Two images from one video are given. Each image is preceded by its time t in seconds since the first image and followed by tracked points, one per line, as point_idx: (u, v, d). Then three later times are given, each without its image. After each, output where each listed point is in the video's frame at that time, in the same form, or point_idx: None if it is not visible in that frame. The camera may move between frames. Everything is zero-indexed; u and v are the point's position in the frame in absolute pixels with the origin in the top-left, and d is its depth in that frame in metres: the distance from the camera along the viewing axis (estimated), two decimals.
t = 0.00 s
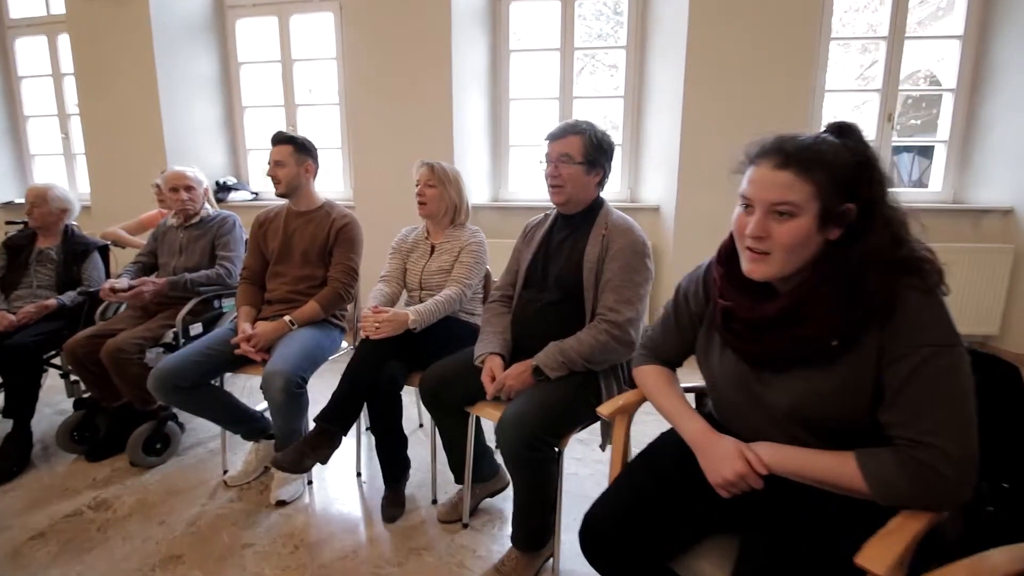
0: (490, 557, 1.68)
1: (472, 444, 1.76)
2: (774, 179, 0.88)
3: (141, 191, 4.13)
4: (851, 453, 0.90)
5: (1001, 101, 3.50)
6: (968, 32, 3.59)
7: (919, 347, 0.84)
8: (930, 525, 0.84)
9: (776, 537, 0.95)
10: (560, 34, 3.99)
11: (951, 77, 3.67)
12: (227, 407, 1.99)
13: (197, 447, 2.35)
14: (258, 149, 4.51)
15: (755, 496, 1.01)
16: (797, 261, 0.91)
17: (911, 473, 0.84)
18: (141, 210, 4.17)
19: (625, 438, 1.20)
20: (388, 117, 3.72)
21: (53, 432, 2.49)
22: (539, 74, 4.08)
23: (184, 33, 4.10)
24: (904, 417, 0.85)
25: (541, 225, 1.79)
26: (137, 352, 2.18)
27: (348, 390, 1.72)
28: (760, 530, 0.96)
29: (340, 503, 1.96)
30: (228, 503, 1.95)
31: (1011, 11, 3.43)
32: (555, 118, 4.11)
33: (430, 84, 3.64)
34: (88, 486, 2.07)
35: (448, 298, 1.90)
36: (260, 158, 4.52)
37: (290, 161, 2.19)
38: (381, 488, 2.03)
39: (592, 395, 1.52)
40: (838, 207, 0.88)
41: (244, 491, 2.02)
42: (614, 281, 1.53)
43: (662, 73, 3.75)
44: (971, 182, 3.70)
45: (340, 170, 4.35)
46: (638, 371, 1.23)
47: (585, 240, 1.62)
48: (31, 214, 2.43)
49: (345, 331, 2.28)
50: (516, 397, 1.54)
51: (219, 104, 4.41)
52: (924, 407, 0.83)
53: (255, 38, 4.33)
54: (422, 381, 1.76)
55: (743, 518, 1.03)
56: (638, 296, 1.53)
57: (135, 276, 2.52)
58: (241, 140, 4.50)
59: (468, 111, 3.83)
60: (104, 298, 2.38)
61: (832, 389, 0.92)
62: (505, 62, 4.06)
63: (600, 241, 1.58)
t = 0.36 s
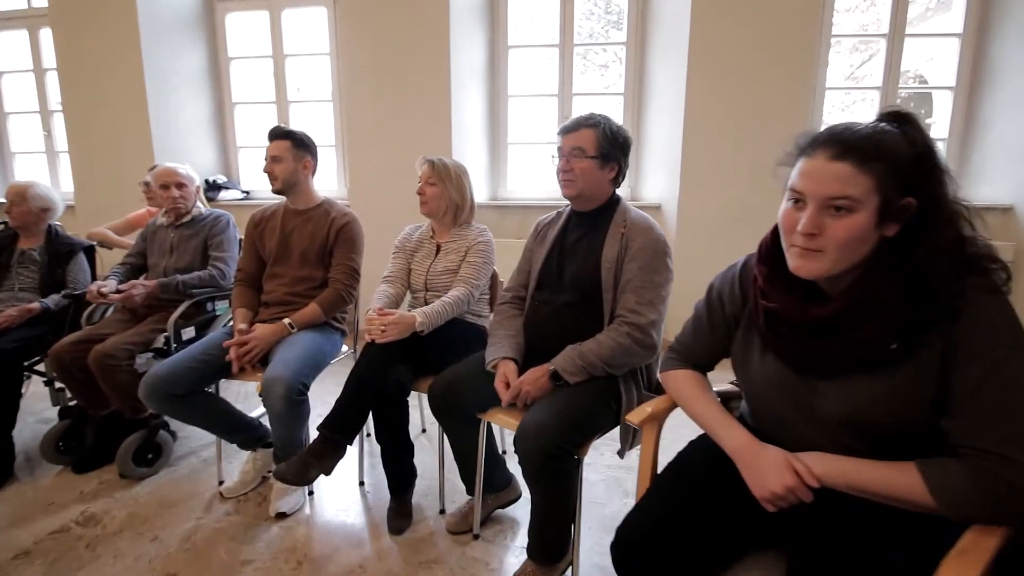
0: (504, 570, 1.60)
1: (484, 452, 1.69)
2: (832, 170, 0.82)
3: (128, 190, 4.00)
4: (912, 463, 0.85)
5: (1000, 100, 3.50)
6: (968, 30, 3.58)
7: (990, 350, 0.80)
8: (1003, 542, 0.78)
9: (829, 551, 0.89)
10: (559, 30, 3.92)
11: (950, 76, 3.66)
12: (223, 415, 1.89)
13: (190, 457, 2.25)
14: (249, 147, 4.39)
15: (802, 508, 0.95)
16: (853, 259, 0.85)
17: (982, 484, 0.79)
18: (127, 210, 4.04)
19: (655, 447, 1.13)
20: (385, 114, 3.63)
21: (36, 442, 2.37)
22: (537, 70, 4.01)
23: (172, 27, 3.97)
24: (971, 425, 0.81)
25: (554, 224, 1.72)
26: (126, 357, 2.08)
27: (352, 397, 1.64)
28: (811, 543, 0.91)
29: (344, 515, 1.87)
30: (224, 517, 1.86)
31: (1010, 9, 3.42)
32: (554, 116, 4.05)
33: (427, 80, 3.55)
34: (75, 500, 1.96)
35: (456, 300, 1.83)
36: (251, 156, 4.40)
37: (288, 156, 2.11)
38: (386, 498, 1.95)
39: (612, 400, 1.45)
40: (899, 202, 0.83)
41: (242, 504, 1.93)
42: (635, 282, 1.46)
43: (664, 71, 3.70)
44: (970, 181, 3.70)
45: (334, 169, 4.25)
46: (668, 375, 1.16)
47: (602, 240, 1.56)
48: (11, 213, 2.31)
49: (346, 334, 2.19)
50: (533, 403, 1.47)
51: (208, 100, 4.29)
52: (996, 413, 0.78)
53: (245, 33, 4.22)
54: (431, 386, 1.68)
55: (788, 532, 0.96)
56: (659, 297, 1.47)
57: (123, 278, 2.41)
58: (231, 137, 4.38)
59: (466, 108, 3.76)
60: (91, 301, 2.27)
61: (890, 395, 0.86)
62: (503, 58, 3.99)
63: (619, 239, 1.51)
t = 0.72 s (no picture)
0: None
1: (489, 460, 1.62)
2: (884, 162, 0.77)
3: (109, 188, 3.86)
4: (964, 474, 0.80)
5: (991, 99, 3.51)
6: (961, 29, 3.58)
7: None
8: None
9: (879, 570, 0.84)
10: (555, 26, 3.86)
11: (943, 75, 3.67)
12: (213, 424, 1.80)
13: (177, 467, 2.15)
14: (236, 144, 4.28)
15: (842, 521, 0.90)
16: (901, 258, 0.80)
17: None
18: (108, 209, 3.90)
19: (679, 457, 1.07)
20: (378, 111, 3.54)
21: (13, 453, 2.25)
22: (532, 67, 3.94)
23: (155, 19, 3.84)
24: None
25: (561, 222, 1.65)
26: (109, 363, 1.98)
27: (352, 403, 1.56)
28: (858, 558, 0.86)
29: (341, 527, 1.79)
30: (215, 531, 1.77)
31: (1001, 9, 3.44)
32: (549, 113, 3.99)
33: (421, 76, 3.47)
34: (55, 515, 1.85)
35: (458, 301, 1.76)
36: (238, 154, 4.29)
37: (281, 152, 2.02)
38: (385, 508, 1.87)
39: (626, 406, 1.39)
40: (951, 196, 0.78)
41: (233, 517, 1.83)
42: (649, 281, 1.40)
43: (661, 69, 3.66)
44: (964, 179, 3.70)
45: (324, 167, 4.15)
46: (692, 380, 1.10)
47: (613, 237, 1.49)
48: None
49: (341, 337, 2.11)
50: (544, 409, 1.41)
51: (193, 96, 4.16)
52: None
53: (232, 27, 4.10)
54: (435, 391, 1.61)
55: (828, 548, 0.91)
56: (675, 298, 1.41)
57: (105, 279, 2.29)
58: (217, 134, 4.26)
59: (460, 105, 3.68)
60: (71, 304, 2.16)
61: (939, 402, 0.82)
62: (497, 54, 3.92)
63: (631, 237, 1.45)
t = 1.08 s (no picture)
0: None
1: (497, 471, 1.54)
2: (949, 155, 0.72)
3: (89, 187, 3.72)
4: None
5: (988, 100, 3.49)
6: (957, 29, 3.57)
7: None
8: None
9: None
10: (551, 22, 3.80)
11: (939, 74, 3.66)
12: (202, 435, 1.70)
13: (164, 480, 2.04)
14: (222, 142, 4.15)
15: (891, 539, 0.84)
16: (964, 259, 0.74)
17: None
18: (88, 208, 3.75)
19: (708, 470, 1.01)
20: (370, 107, 3.45)
21: None
22: (529, 64, 3.87)
23: (138, 12, 3.70)
24: None
25: (572, 221, 1.58)
26: (90, 371, 1.88)
27: (352, 413, 1.47)
28: None
29: (340, 542, 1.70)
30: (205, 549, 1.67)
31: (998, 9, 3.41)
32: (546, 111, 3.93)
33: (416, 72, 3.38)
34: (33, 533, 1.74)
35: (463, 304, 1.68)
36: (225, 152, 4.16)
37: (272, 148, 1.93)
38: (386, 522, 1.78)
39: (644, 414, 1.32)
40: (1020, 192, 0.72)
41: (224, 533, 1.73)
42: (668, 283, 1.33)
43: (660, 66, 3.61)
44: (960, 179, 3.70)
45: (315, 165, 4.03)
46: (723, 389, 1.04)
47: (628, 238, 1.43)
48: None
49: (337, 342, 2.02)
50: (558, 419, 1.34)
51: (178, 92, 4.03)
52: None
53: (218, 21, 3.97)
54: (440, 400, 1.53)
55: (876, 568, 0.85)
56: (694, 300, 1.34)
57: (86, 281, 2.18)
58: (203, 131, 4.13)
59: (455, 102, 3.60)
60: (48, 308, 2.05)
61: (1004, 415, 0.76)
62: (493, 51, 3.84)
63: (647, 237, 1.38)
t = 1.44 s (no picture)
0: None
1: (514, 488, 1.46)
2: None
3: (73, 188, 3.58)
4: None
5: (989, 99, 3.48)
6: (958, 28, 3.56)
7: None
8: None
9: None
10: (551, 19, 3.72)
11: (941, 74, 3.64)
12: (199, 451, 1.60)
13: (155, 497, 1.93)
14: (211, 141, 4.01)
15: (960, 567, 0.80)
16: None
17: None
18: (72, 210, 3.61)
19: (757, 492, 0.95)
20: (367, 105, 3.35)
21: None
22: (528, 61, 3.79)
23: (123, 6, 3.57)
24: None
25: (591, 223, 1.49)
26: (76, 385, 1.76)
27: (360, 429, 1.38)
28: None
29: (346, 563, 1.61)
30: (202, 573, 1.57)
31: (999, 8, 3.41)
32: (545, 110, 3.84)
33: (413, 69, 3.29)
34: (15, 559, 1.63)
35: (475, 310, 1.59)
36: (214, 151, 4.03)
37: (269, 147, 1.83)
38: (395, 540, 1.69)
39: (675, 429, 1.25)
40: None
41: (223, 555, 1.64)
42: (698, 289, 1.26)
43: (662, 64, 3.54)
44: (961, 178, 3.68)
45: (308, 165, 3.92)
46: (771, 404, 0.97)
47: (653, 241, 1.35)
48: None
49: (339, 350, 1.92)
50: (584, 433, 1.26)
51: (166, 89, 3.89)
52: None
53: (207, 16, 3.85)
54: (454, 413, 1.45)
55: None
56: (726, 307, 1.27)
57: (70, 287, 2.06)
58: (192, 130, 3.99)
59: (454, 101, 3.51)
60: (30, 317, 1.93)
61: None
62: (491, 48, 3.75)
63: (675, 241, 1.31)
